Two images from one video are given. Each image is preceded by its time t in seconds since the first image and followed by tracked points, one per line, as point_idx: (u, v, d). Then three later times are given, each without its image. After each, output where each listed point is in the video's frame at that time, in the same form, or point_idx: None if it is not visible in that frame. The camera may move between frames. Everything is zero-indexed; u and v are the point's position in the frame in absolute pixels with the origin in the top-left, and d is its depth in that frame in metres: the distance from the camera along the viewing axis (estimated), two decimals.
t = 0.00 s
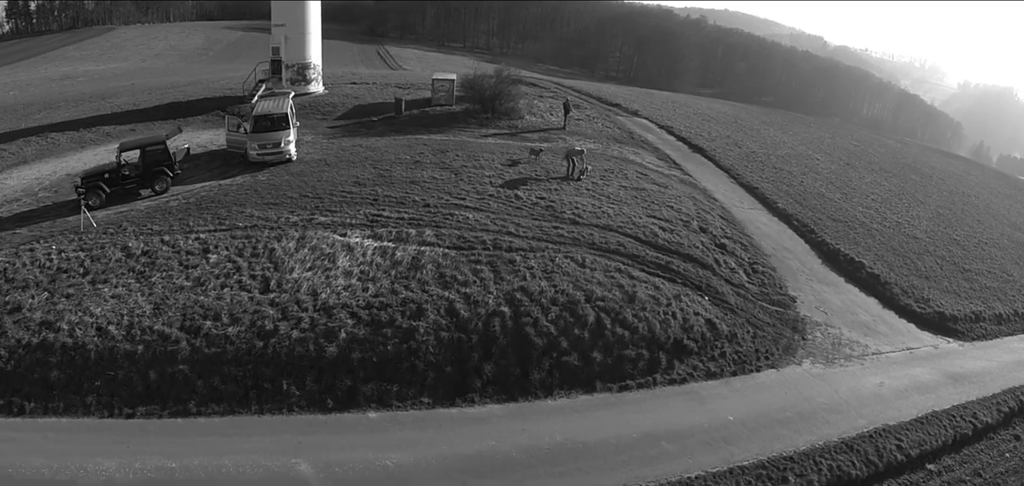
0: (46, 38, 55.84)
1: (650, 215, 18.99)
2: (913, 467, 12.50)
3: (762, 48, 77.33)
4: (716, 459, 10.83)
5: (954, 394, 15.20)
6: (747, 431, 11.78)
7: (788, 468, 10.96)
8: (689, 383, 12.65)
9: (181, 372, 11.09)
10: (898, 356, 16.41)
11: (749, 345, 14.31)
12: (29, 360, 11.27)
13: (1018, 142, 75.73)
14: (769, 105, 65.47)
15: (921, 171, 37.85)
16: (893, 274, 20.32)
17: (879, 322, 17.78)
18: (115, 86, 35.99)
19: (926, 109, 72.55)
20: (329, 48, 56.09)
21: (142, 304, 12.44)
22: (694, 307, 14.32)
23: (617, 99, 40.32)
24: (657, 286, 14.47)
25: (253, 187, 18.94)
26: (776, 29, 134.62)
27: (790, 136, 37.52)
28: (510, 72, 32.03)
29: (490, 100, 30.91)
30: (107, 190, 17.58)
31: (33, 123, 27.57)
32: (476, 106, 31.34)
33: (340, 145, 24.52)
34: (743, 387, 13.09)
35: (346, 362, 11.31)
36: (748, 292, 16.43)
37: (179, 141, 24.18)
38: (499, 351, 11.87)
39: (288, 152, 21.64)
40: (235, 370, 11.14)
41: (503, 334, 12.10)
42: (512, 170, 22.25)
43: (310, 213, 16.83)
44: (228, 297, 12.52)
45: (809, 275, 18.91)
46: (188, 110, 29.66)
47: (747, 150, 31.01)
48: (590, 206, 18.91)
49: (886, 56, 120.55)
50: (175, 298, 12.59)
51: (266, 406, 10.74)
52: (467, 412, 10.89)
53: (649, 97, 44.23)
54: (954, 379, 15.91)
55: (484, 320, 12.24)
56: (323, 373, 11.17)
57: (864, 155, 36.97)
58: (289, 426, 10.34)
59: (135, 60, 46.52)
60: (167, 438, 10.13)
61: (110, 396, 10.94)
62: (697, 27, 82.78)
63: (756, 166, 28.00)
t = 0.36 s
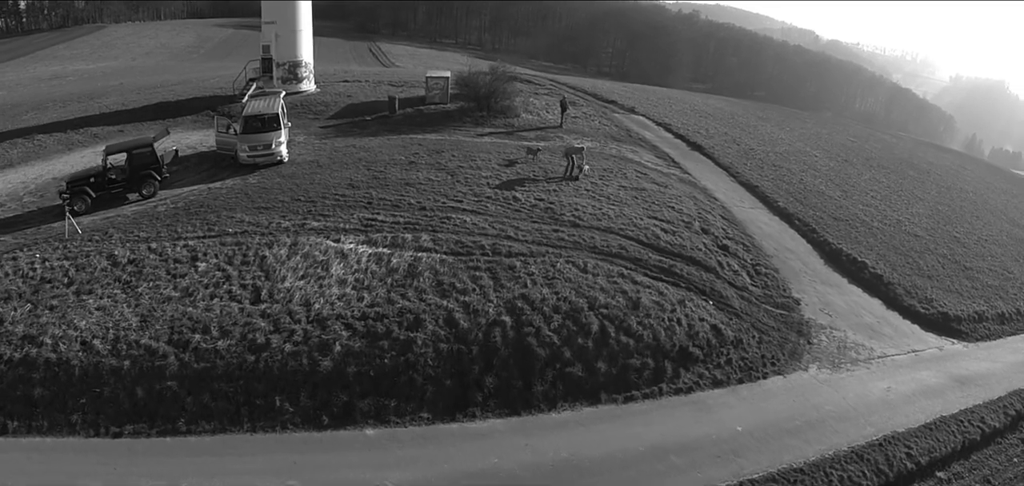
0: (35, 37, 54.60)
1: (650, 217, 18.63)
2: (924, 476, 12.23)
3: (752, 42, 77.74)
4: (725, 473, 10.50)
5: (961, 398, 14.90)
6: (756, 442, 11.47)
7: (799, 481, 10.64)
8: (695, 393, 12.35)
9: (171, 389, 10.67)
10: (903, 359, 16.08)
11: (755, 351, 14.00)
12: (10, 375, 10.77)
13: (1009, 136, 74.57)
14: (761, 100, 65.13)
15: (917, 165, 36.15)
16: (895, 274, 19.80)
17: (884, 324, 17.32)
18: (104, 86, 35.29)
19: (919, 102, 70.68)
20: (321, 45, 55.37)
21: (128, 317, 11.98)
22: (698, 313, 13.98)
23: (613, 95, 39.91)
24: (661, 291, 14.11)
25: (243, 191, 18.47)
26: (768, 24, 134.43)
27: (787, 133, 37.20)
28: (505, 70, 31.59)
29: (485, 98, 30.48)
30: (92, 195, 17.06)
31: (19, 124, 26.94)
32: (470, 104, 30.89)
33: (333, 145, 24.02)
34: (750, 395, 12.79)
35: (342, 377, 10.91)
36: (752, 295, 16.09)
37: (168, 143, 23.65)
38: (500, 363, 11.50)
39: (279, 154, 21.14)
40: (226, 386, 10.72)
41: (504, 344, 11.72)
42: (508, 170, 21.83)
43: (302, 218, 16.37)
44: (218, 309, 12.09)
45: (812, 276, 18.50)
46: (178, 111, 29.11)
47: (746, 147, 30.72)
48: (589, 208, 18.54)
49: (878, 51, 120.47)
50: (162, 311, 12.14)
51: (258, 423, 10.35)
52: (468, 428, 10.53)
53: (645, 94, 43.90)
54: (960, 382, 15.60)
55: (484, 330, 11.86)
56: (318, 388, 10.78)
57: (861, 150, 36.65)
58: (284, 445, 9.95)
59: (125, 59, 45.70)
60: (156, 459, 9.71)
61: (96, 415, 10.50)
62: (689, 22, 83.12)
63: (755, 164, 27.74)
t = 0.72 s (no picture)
0: (21, 37, 53.29)
1: (649, 216, 18.27)
2: (933, 482, 12.01)
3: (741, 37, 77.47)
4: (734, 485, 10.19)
5: (966, 400, 14.73)
6: (764, 452, 11.17)
7: None
8: (700, 400, 12.08)
9: (157, 408, 10.23)
10: (907, 360, 15.73)
11: (760, 355, 13.69)
12: None
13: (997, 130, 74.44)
14: (751, 94, 65.00)
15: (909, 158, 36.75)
16: (895, 272, 19.18)
17: (886, 325, 16.82)
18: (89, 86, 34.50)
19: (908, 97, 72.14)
20: (310, 42, 54.59)
21: (111, 331, 11.48)
22: (702, 317, 13.63)
23: (606, 91, 39.53)
24: (663, 294, 13.73)
25: (230, 194, 17.93)
26: (757, 19, 134.45)
27: (781, 128, 36.95)
28: (497, 66, 31.12)
29: (478, 95, 30.01)
30: (74, 201, 16.50)
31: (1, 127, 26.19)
32: (463, 101, 30.41)
33: (322, 145, 23.49)
34: (755, 403, 12.51)
35: (335, 391, 10.50)
36: (754, 296, 15.75)
37: (153, 145, 23.04)
38: (500, 374, 11.11)
39: (267, 155, 20.60)
40: (215, 403, 10.28)
41: (503, 355, 11.33)
42: (502, 169, 21.38)
43: (291, 222, 15.85)
44: (205, 322, 11.63)
45: (813, 276, 18.04)
46: (163, 111, 28.48)
47: (741, 143, 30.43)
48: (587, 208, 18.14)
49: (866, 45, 120.71)
50: (147, 325, 11.65)
51: (248, 442, 9.95)
52: (467, 444, 10.16)
53: (637, 89, 43.53)
54: (963, 384, 15.40)
55: (483, 339, 11.45)
56: (310, 404, 10.36)
57: (854, 145, 36.50)
58: (275, 465, 9.55)
59: (112, 58, 44.77)
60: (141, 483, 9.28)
61: (78, 436, 10.05)
62: (679, 18, 83.25)
63: (751, 160, 27.50)
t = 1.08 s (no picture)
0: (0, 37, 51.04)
1: (646, 217, 17.93)
2: None
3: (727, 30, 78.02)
4: None
5: (968, 401, 14.56)
6: (771, 462, 10.90)
7: None
8: (704, 409, 11.79)
9: (140, 430, 9.81)
10: (909, 362, 15.50)
11: (762, 360, 13.41)
12: None
13: (984, 124, 74.25)
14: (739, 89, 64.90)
15: (900, 152, 36.68)
16: (893, 270, 18.98)
17: (887, 324, 16.60)
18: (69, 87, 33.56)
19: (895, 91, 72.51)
20: (295, 40, 53.81)
21: (91, 348, 10.98)
22: (703, 322, 13.30)
23: (596, 87, 39.14)
24: (663, 299, 13.38)
25: (214, 199, 17.38)
26: (744, 13, 134.60)
27: (772, 123, 36.76)
28: (487, 63, 30.61)
29: (467, 93, 29.52)
30: (53, 209, 15.90)
31: None
32: (452, 99, 29.91)
33: (309, 147, 22.94)
34: (760, 410, 12.25)
35: (327, 409, 10.10)
36: (754, 298, 15.44)
37: (135, 148, 22.41)
38: (498, 387, 10.75)
39: (252, 159, 20.06)
40: (201, 425, 9.88)
41: (501, 367, 10.95)
42: (495, 170, 20.95)
43: (278, 228, 15.34)
44: (189, 337, 11.16)
45: (812, 275, 17.78)
46: (145, 113, 27.79)
47: (734, 139, 30.17)
48: (582, 209, 17.75)
49: (852, 38, 121.09)
50: (128, 341, 11.16)
51: (238, 465, 9.56)
52: (466, 461, 9.80)
53: (627, 85, 43.19)
54: (965, 384, 15.22)
55: (480, 351, 11.06)
56: (301, 423, 9.97)
57: (846, 139, 36.36)
58: None
59: (95, 58, 43.66)
60: None
61: (58, 460, 9.60)
62: (666, 12, 83.57)
63: (745, 157, 27.24)
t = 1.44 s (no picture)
0: None
1: (641, 219, 17.57)
2: None
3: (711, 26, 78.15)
4: None
5: (971, 402, 14.38)
6: (778, 473, 10.61)
7: None
8: (708, 420, 11.47)
9: (122, 457, 9.32)
10: (910, 363, 15.29)
11: (764, 366, 13.12)
12: None
13: (969, 117, 75.01)
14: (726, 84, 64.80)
15: (889, 146, 36.66)
16: (890, 269, 18.78)
17: (887, 325, 16.37)
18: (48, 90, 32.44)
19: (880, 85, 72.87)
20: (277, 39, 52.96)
21: (68, 369, 10.42)
22: (704, 328, 12.96)
23: (584, 84, 38.76)
24: (663, 306, 13.02)
25: (196, 207, 16.79)
26: (728, 8, 134.76)
27: (762, 119, 36.60)
28: (474, 61, 30.13)
29: (454, 92, 29.00)
30: (29, 220, 15.24)
31: None
32: (438, 99, 29.41)
33: (293, 150, 22.36)
34: (764, 419, 11.97)
35: (318, 431, 9.66)
36: (753, 301, 15.13)
37: (113, 153, 21.72)
38: (496, 403, 10.36)
39: (234, 163, 19.46)
40: (186, 450, 9.40)
41: (499, 382, 10.56)
42: (485, 172, 20.51)
43: (262, 237, 14.80)
44: (171, 356, 10.65)
45: (810, 276, 17.51)
46: (124, 116, 27.02)
47: (725, 137, 29.93)
48: (576, 212, 17.35)
49: (836, 32, 121.63)
50: (107, 361, 10.62)
51: None
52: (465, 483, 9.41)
53: (615, 82, 42.84)
54: (967, 385, 15.02)
55: (476, 366, 10.66)
56: (291, 446, 9.54)
57: (835, 135, 36.27)
58: None
59: (76, 59, 42.21)
60: None
61: None
62: (650, 8, 83.54)
63: (737, 155, 26.99)
